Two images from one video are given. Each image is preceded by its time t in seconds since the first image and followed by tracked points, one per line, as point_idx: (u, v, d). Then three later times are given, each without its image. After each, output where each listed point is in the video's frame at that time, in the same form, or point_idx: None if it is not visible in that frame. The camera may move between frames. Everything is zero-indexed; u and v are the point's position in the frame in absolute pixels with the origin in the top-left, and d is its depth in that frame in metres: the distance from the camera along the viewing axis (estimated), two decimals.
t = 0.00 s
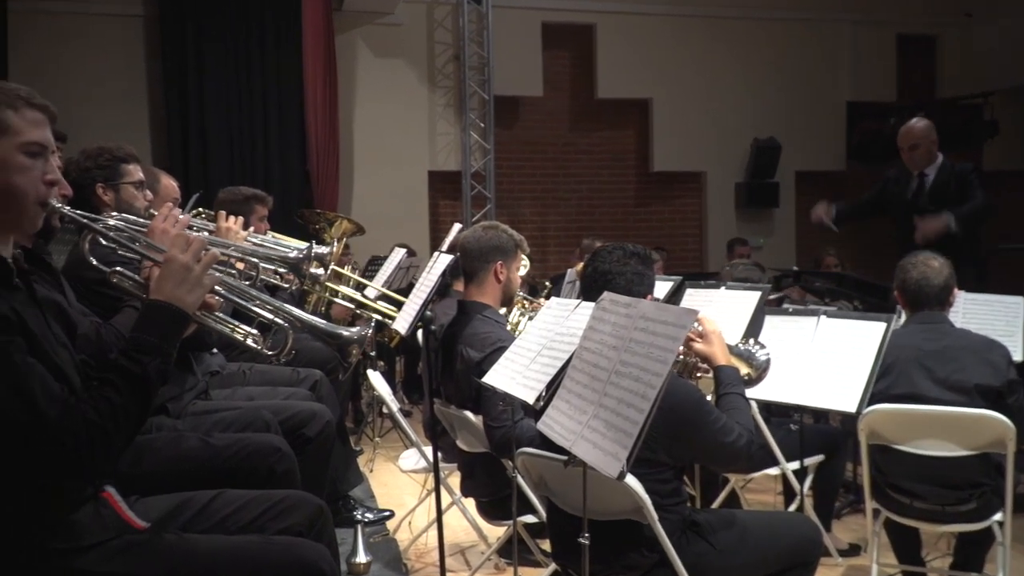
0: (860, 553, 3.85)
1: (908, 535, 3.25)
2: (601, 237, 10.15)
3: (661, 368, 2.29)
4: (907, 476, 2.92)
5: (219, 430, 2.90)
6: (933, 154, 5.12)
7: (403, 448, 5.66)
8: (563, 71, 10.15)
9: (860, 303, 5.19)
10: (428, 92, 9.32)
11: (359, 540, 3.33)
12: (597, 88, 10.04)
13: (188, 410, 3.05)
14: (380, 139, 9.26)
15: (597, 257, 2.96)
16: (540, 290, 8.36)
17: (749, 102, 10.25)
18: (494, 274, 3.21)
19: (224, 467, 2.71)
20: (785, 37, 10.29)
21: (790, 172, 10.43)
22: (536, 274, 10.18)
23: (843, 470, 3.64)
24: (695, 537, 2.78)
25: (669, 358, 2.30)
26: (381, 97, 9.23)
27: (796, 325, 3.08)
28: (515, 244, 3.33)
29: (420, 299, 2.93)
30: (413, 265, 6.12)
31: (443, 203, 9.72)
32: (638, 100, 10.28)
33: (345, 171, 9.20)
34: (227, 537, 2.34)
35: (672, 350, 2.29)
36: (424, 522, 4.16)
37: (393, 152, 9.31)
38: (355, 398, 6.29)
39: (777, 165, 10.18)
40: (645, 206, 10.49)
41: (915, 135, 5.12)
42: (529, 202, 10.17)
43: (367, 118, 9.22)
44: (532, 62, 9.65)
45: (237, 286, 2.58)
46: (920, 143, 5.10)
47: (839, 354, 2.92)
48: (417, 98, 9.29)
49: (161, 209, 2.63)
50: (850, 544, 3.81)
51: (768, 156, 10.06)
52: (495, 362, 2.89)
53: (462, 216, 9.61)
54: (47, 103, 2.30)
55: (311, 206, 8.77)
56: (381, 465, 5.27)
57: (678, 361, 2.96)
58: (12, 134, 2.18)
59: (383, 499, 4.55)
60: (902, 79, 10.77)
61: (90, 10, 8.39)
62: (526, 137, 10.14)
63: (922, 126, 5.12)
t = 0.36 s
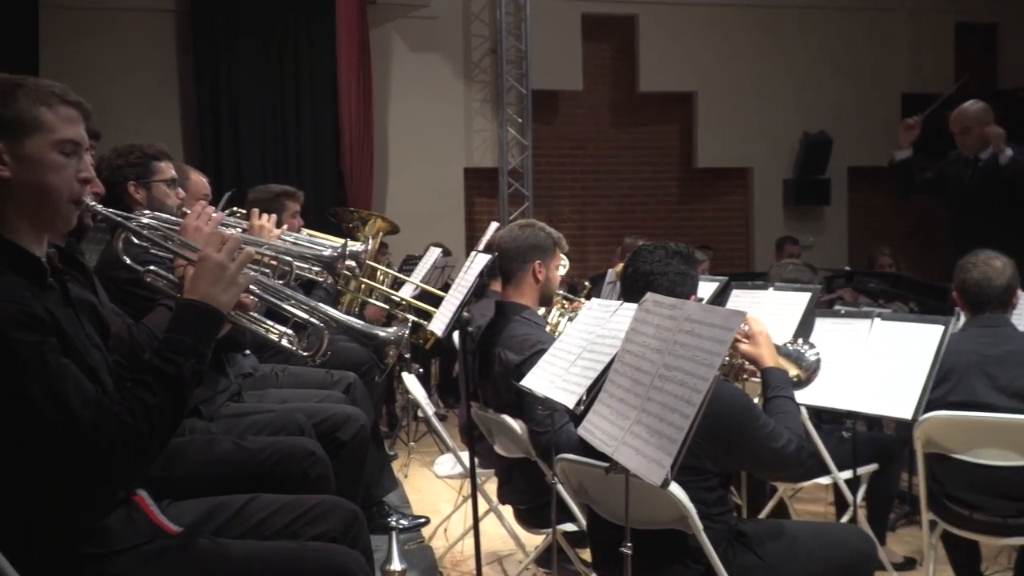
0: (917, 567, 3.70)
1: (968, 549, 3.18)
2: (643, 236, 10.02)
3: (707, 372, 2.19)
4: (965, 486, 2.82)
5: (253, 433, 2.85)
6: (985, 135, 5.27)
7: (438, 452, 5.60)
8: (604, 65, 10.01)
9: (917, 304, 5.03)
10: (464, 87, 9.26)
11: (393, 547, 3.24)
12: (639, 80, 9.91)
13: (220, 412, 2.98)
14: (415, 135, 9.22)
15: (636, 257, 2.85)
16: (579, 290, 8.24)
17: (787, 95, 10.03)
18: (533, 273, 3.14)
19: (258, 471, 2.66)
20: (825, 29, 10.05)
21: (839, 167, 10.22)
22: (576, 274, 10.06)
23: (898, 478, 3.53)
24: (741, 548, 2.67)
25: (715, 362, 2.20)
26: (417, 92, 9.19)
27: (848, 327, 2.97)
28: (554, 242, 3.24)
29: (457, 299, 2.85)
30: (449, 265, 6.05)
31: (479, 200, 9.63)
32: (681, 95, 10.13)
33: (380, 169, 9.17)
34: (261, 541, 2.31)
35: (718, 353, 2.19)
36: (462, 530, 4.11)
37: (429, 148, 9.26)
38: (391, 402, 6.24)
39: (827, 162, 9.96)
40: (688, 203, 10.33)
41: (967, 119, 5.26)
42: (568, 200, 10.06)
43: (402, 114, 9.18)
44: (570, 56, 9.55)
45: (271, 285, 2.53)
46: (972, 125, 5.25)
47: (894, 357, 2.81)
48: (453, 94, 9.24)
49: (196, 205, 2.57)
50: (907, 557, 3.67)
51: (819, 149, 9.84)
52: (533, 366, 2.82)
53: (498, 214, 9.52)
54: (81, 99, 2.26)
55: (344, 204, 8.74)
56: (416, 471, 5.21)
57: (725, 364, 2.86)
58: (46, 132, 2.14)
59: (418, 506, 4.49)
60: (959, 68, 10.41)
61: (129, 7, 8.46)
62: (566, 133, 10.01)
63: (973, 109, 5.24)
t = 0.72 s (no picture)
0: None
1: None
2: (693, 237, 9.85)
3: (759, 377, 2.09)
4: None
5: (289, 437, 2.80)
6: None
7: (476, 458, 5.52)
8: (651, 58, 9.90)
9: (980, 308, 4.86)
10: (504, 82, 9.18)
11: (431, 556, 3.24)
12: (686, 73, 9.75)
13: (256, 416, 2.92)
14: (452, 132, 9.16)
15: (683, 258, 2.74)
16: (622, 291, 8.11)
17: (829, 90, 9.81)
18: (576, 276, 3.05)
19: (294, 477, 2.59)
20: (867, 21, 9.81)
21: (900, 163, 10.01)
22: (620, 274, 9.92)
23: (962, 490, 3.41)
24: (795, 561, 2.56)
25: (768, 366, 2.10)
26: (456, 88, 9.12)
27: (905, 331, 2.83)
28: (600, 243, 3.15)
29: (498, 301, 2.76)
30: (489, 265, 5.96)
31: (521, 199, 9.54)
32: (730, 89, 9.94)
33: (418, 167, 9.12)
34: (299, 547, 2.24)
35: (772, 357, 2.09)
36: (501, 539, 4.03)
37: (468, 144, 9.20)
38: (429, 406, 6.18)
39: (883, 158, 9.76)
40: (739, 201, 10.13)
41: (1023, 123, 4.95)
42: (611, 198, 9.89)
43: (441, 111, 9.13)
44: (613, 49, 9.43)
45: (308, 288, 2.45)
46: None
47: (954, 363, 2.67)
48: (493, 88, 9.16)
49: (233, 208, 2.49)
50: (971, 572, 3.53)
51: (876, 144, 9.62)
52: (577, 370, 2.70)
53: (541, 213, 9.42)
54: (117, 97, 2.20)
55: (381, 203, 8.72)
56: (454, 477, 5.15)
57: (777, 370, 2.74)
58: (82, 131, 2.09)
59: (457, 513, 4.42)
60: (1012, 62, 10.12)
61: (170, 5, 8.49)
62: (609, 129, 9.86)
63: None
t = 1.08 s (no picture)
0: None
1: None
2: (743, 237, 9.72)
3: (816, 386, 1.99)
4: None
5: (327, 444, 2.73)
6: None
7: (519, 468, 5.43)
8: (699, 52, 9.77)
9: None
10: (547, 78, 9.09)
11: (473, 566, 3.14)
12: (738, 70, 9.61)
13: (295, 423, 2.88)
14: (490, 131, 9.08)
15: (733, 259, 2.63)
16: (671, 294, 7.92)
17: (870, 86, 9.59)
18: (622, 279, 3.03)
19: (334, 485, 2.52)
20: (910, 15, 9.58)
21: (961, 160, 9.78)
22: (668, 277, 9.81)
23: None
24: None
25: (825, 374, 1.99)
26: (497, 86, 9.05)
27: (969, 338, 2.70)
28: (647, 245, 3.09)
29: (542, 304, 2.68)
30: (532, 268, 5.87)
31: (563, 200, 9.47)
32: (783, 86, 9.80)
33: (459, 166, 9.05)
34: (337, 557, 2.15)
35: (829, 364, 1.99)
36: (543, 552, 3.94)
37: (508, 143, 9.11)
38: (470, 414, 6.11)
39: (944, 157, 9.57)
40: (790, 201, 9.98)
41: None
42: (659, 198, 9.81)
43: (481, 109, 9.05)
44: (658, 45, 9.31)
45: (348, 286, 2.39)
46: None
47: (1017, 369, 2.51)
48: (536, 85, 9.07)
49: (271, 206, 2.52)
50: None
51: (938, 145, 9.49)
52: (622, 377, 2.69)
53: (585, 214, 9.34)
54: (152, 95, 2.13)
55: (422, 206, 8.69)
56: (496, 486, 5.07)
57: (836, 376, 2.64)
58: (118, 130, 2.02)
59: (499, 524, 4.35)
60: None
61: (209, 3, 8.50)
62: (657, 127, 9.77)
63: None
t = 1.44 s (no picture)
0: None
1: None
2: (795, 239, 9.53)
3: (871, 395, 1.87)
4: None
5: (365, 453, 2.68)
6: None
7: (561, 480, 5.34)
8: (750, 49, 9.62)
9: None
10: (592, 76, 8.99)
11: None
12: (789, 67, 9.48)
13: (331, 430, 2.82)
14: (530, 129, 9.01)
15: (784, 262, 2.54)
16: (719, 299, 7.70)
17: (909, 82, 9.40)
18: (667, 282, 3.03)
19: (371, 494, 2.46)
20: (953, 9, 9.35)
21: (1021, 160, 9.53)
22: (716, 282, 9.66)
23: None
24: None
25: (881, 382, 1.88)
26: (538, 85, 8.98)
27: None
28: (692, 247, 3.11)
29: (584, 309, 2.62)
30: (574, 272, 5.76)
31: (608, 202, 9.33)
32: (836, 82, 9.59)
33: (499, 165, 8.98)
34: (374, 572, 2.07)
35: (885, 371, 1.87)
36: (586, 565, 3.85)
37: (548, 142, 9.03)
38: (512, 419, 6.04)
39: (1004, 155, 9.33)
40: (842, 201, 9.75)
41: None
42: (707, 200, 9.66)
43: (521, 109, 8.99)
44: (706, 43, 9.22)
45: (385, 294, 2.31)
46: None
47: None
48: (581, 83, 8.98)
49: (307, 208, 2.39)
50: None
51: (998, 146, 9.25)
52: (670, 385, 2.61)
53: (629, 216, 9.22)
54: (190, 96, 2.07)
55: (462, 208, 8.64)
56: (537, 497, 5.00)
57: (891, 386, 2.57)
58: (155, 132, 1.96)
59: (541, 535, 4.28)
60: None
61: None
62: (704, 125, 9.63)
63: None
